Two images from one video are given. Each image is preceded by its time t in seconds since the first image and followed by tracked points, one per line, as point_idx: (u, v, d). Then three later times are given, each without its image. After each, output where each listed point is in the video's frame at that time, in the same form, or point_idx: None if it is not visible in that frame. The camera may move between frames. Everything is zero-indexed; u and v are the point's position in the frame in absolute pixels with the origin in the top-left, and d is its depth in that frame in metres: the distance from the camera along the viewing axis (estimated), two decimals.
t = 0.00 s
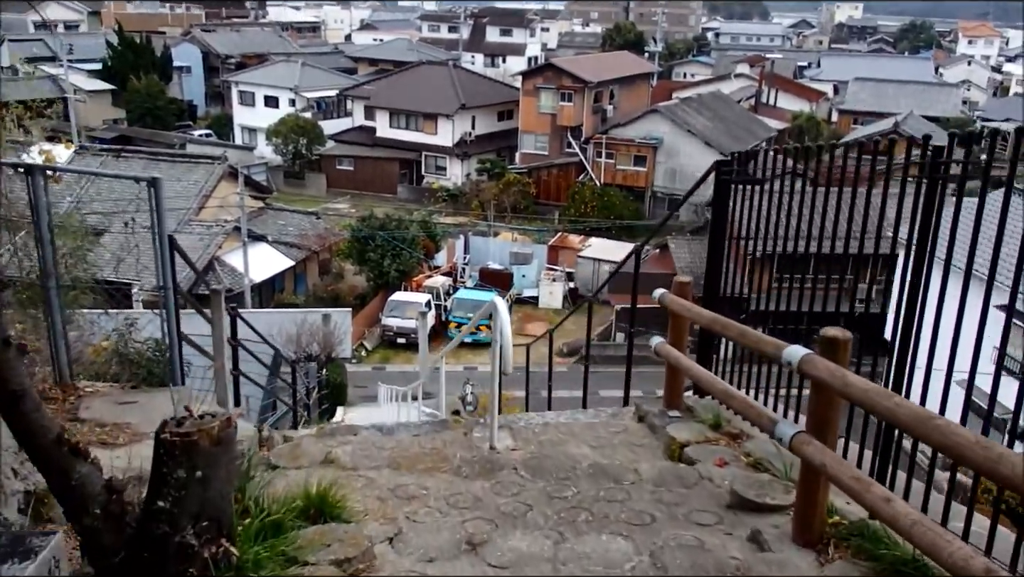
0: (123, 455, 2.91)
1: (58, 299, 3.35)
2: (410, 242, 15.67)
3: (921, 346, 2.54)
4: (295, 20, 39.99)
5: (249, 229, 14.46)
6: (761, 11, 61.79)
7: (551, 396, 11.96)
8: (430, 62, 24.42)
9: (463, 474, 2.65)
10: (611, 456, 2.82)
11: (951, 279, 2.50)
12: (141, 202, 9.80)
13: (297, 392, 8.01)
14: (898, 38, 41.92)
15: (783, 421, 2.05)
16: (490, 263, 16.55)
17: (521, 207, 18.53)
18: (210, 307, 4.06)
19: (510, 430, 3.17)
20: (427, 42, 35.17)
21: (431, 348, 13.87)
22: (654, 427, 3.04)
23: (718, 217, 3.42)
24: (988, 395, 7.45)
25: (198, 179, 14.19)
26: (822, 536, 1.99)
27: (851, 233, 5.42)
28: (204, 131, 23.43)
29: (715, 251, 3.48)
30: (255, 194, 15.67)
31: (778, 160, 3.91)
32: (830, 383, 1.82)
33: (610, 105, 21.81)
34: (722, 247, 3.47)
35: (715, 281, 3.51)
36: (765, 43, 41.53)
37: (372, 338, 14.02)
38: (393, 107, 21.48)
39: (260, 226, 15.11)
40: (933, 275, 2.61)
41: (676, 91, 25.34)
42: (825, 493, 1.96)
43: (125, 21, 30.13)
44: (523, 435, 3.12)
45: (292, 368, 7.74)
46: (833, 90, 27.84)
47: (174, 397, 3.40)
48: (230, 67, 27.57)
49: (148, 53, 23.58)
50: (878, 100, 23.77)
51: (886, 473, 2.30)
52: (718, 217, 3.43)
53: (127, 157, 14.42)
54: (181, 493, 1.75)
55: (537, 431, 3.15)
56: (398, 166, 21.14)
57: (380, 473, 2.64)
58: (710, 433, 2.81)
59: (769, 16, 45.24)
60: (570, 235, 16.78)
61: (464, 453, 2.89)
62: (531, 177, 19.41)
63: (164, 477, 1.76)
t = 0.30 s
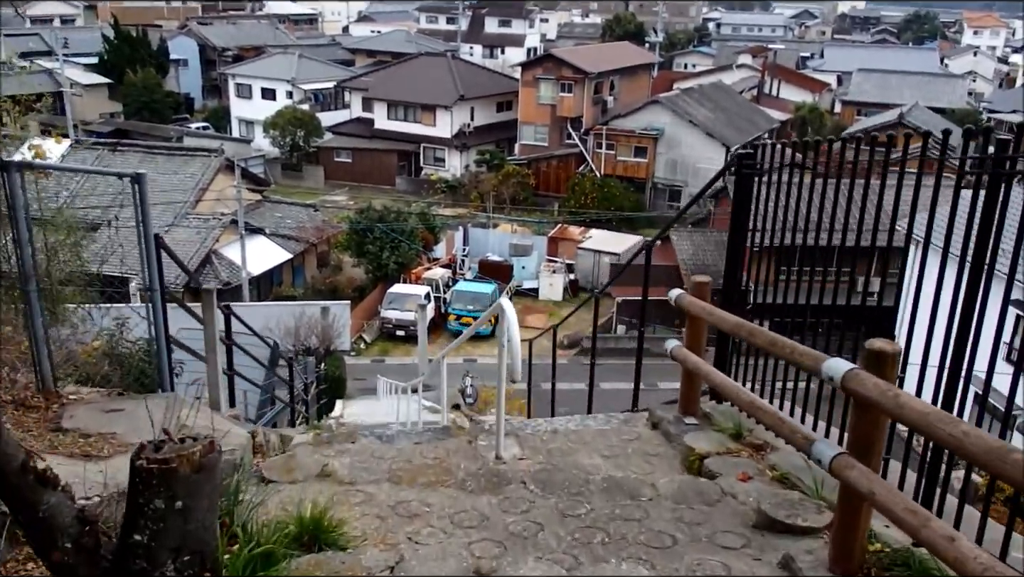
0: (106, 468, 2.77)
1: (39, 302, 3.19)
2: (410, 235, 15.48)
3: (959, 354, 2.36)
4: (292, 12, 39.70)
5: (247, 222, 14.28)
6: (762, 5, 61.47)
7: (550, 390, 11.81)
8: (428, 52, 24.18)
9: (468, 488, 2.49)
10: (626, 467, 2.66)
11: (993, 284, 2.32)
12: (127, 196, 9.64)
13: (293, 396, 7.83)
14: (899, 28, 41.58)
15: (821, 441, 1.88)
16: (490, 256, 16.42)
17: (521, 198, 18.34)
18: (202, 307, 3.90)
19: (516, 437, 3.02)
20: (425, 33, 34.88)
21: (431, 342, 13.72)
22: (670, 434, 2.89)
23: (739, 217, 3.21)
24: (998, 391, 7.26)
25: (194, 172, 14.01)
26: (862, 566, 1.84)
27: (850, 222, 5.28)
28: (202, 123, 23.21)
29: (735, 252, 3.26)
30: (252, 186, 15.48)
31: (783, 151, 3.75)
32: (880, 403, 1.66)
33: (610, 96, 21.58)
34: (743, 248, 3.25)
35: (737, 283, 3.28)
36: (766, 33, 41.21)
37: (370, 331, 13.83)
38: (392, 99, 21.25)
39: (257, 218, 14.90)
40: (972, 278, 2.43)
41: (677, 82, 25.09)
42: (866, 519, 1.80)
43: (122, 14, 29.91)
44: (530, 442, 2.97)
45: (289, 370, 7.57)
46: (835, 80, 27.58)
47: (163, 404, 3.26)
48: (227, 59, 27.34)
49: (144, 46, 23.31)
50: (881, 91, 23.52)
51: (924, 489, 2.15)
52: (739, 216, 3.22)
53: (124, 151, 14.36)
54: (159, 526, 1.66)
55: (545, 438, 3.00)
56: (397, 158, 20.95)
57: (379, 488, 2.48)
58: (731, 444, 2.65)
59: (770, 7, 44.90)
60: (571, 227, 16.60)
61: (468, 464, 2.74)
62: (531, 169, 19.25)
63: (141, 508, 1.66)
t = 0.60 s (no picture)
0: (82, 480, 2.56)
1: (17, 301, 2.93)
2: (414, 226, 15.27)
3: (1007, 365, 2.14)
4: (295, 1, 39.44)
5: (249, 213, 14.10)
6: None
7: (552, 384, 11.63)
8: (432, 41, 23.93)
9: (468, 506, 2.30)
10: (640, 485, 2.48)
11: None
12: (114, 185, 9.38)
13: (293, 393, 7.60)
14: (907, 15, 41.20)
15: (861, 461, 1.68)
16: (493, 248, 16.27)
17: (525, 188, 18.13)
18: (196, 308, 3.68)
19: (522, 446, 2.84)
20: (429, 22, 34.65)
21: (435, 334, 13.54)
22: (685, 445, 2.71)
23: (760, 210, 2.96)
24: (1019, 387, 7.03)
25: (198, 162, 13.82)
26: None
27: (855, 205, 5.07)
28: (206, 113, 23.02)
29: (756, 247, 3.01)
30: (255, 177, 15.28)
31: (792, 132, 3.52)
32: (932, 422, 1.45)
33: (615, 84, 21.30)
34: (764, 243, 3.01)
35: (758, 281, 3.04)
36: (772, 20, 40.87)
37: (374, 325, 13.65)
38: (395, 88, 21.01)
39: (260, 209, 14.70)
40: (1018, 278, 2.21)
41: (683, 70, 24.84)
42: (911, 549, 1.61)
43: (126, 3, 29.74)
44: (538, 453, 2.79)
45: (288, 366, 7.36)
46: (843, 68, 27.29)
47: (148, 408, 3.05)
48: (231, 49, 27.17)
49: (149, 35, 23.11)
50: (889, 77, 23.24)
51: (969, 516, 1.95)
52: (761, 210, 2.97)
53: (129, 141, 14.35)
54: (119, 561, 1.50)
55: (552, 448, 2.83)
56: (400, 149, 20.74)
57: (374, 505, 2.31)
58: (753, 455, 2.47)
59: None
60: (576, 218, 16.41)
61: (470, 479, 2.56)
62: (535, 158, 19.05)
63: (99, 542, 1.52)
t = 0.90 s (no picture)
0: (62, 487, 2.39)
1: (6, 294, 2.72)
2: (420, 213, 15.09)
3: None
4: None
5: (256, 198, 13.96)
6: None
7: (557, 373, 11.48)
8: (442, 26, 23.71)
9: (470, 522, 2.15)
10: (654, 501, 2.33)
11: None
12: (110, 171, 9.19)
13: (294, 385, 7.44)
14: (924, 6, 40.70)
15: (905, 496, 1.58)
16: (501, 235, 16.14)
17: (533, 176, 17.95)
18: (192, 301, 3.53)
19: (528, 455, 2.70)
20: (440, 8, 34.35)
21: (441, 323, 13.39)
22: (702, 455, 2.60)
23: (787, 206, 2.80)
24: None
25: (204, 146, 13.66)
26: None
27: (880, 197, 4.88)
28: (214, 98, 22.85)
29: (784, 244, 2.85)
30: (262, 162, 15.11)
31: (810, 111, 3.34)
32: (992, 461, 1.36)
33: (627, 72, 21.05)
34: (788, 239, 2.84)
35: (784, 280, 2.88)
36: (787, 10, 40.42)
37: (379, 311, 13.48)
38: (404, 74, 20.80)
39: (266, 194, 14.53)
40: None
41: (696, 59, 24.56)
42: None
43: None
44: (547, 462, 2.65)
45: (290, 355, 7.17)
46: (859, 58, 26.93)
47: (136, 406, 2.89)
48: (241, 33, 26.99)
49: (159, 20, 22.94)
50: (907, 68, 22.91)
51: (999, 539, 1.81)
52: (789, 206, 2.80)
53: (137, 125, 14.25)
54: None
55: (560, 457, 2.68)
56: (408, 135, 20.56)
57: (369, 519, 2.16)
58: (775, 473, 2.35)
59: None
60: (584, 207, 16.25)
61: (474, 491, 2.41)
62: (544, 147, 18.84)
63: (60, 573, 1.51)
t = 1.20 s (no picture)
0: (45, 497, 2.21)
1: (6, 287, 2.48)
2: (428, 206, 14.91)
3: None
4: None
5: (262, 190, 13.82)
6: None
7: (565, 368, 11.31)
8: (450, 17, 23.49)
9: (479, 543, 2.00)
10: (678, 520, 2.18)
11: None
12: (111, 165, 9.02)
13: (298, 381, 7.29)
14: None
15: (967, 528, 1.45)
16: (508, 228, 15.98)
17: (541, 169, 17.78)
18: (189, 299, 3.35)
19: (540, 464, 2.56)
20: None
21: (448, 317, 13.24)
22: (727, 468, 2.46)
23: (817, 200, 2.63)
24: None
25: (211, 137, 13.51)
26: None
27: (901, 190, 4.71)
28: (222, 89, 22.69)
29: (812, 240, 2.68)
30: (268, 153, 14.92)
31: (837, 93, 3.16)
32: None
33: (636, 64, 20.82)
34: (819, 238, 2.68)
35: (814, 277, 2.71)
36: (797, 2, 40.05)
37: (386, 305, 13.32)
38: (412, 66, 20.63)
39: (273, 186, 14.39)
40: None
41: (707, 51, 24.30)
42: None
43: None
44: (561, 473, 2.51)
45: (294, 350, 6.99)
46: (872, 49, 26.63)
47: (129, 411, 2.70)
48: (250, 24, 26.82)
49: (168, 11, 22.78)
50: (920, 60, 22.63)
51: None
52: (818, 200, 2.63)
53: (143, 115, 14.07)
54: None
55: (573, 468, 2.54)
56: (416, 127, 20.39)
57: (370, 538, 2.01)
58: (806, 487, 2.20)
59: None
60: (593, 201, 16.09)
61: (483, 508, 2.26)
62: (552, 140, 18.61)
63: None
